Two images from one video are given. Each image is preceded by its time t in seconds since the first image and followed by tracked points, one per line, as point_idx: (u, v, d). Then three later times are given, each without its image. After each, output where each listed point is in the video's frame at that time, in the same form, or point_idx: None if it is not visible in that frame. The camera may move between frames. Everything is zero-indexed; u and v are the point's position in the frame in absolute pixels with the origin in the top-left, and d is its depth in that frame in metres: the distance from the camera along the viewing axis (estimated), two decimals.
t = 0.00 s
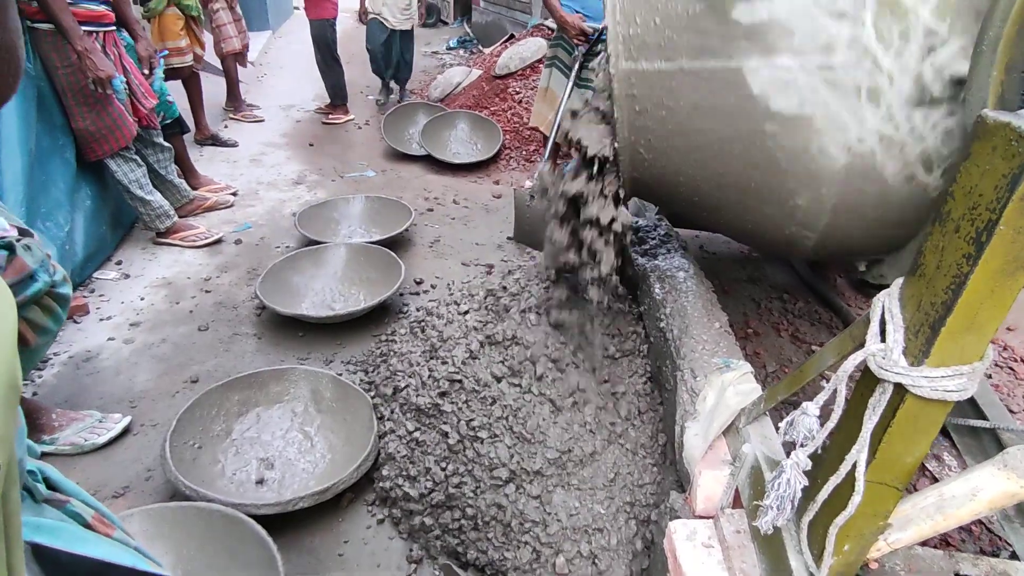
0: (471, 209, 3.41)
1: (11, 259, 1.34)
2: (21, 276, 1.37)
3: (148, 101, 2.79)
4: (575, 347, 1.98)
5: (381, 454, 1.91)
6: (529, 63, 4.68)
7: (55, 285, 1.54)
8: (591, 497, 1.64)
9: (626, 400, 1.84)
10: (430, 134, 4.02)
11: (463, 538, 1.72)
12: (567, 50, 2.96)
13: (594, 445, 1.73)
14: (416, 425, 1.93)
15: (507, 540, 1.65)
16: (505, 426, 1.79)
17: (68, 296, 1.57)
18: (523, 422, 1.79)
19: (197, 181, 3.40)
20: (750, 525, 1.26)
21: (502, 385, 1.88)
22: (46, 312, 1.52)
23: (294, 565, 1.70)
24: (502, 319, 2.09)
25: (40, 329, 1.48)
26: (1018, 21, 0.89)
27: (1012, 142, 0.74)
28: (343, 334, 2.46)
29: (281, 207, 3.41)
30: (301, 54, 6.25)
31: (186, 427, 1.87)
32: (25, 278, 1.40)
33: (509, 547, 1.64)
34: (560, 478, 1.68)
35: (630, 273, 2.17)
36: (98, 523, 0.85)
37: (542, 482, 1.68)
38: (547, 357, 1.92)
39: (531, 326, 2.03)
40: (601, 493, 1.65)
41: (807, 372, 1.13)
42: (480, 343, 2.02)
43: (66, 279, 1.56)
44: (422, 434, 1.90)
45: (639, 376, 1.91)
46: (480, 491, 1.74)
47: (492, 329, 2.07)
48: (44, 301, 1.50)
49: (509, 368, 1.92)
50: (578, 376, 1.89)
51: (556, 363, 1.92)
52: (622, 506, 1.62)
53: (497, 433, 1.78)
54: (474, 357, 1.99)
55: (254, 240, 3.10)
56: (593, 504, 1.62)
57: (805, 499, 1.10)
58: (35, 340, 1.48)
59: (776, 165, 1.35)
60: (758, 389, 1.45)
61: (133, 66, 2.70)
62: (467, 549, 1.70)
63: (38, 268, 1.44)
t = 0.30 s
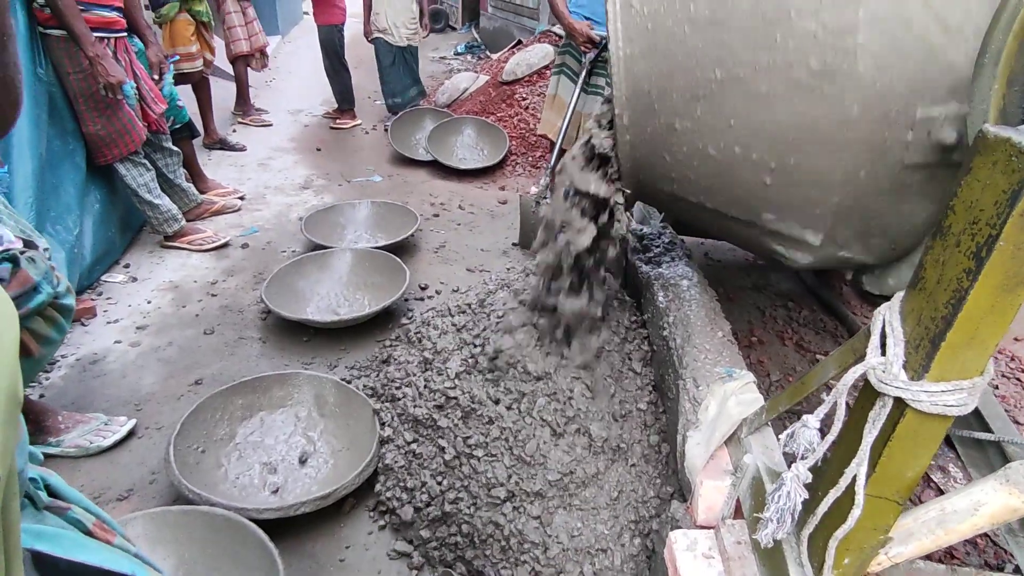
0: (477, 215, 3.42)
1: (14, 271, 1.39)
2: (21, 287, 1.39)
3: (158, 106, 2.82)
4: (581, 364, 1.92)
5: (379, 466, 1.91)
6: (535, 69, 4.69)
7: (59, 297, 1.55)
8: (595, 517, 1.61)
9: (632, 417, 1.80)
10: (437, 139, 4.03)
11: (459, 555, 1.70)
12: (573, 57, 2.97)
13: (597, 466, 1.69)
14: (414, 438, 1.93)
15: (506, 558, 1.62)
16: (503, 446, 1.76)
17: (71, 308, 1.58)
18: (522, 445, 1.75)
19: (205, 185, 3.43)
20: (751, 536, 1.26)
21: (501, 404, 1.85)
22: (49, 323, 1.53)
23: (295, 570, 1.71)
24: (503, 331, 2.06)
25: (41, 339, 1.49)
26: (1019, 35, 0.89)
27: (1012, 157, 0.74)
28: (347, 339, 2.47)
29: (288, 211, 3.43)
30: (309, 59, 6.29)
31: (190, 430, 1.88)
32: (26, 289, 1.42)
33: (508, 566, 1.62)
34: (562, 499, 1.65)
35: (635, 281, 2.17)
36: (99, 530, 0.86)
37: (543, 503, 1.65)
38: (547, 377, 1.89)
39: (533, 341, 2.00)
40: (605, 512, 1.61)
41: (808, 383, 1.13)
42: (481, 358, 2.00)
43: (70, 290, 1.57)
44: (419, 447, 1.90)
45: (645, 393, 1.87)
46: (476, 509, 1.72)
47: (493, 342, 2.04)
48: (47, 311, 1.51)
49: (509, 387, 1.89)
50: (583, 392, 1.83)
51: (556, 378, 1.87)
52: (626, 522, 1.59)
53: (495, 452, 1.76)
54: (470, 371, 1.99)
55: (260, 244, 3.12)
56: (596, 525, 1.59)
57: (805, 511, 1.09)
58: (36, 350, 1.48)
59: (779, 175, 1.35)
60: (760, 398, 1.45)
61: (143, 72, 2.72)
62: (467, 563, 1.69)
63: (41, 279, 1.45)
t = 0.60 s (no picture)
0: (481, 217, 3.42)
1: (18, 276, 1.39)
2: (24, 292, 1.40)
3: (164, 107, 2.83)
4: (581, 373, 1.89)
5: (376, 472, 1.91)
6: (541, 71, 4.69)
7: (63, 301, 1.56)
8: (596, 532, 1.61)
9: (635, 430, 1.77)
10: (442, 141, 4.04)
11: (457, 566, 1.72)
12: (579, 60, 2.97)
13: (597, 482, 1.68)
14: (411, 445, 1.93)
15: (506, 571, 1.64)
16: (501, 461, 1.76)
17: (75, 312, 1.59)
18: (519, 462, 1.74)
19: (211, 185, 3.44)
20: (751, 543, 1.26)
21: (497, 418, 1.84)
22: (53, 327, 1.53)
23: (295, 571, 1.71)
24: (500, 336, 2.03)
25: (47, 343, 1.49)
26: None
27: (1015, 167, 0.73)
28: (350, 340, 2.48)
29: (292, 212, 3.44)
30: (315, 59, 6.31)
31: (192, 430, 1.89)
32: (30, 294, 1.43)
33: None
34: (562, 515, 1.65)
35: (638, 284, 2.17)
36: (102, 531, 0.86)
37: (543, 518, 1.66)
38: (545, 385, 1.86)
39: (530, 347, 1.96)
40: (606, 527, 1.61)
41: (809, 390, 1.13)
42: (478, 364, 1.97)
43: (73, 294, 1.58)
44: (415, 454, 1.91)
45: (651, 410, 1.82)
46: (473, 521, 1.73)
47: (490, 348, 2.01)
48: (52, 315, 1.53)
49: (505, 398, 1.87)
50: (584, 406, 1.82)
51: (553, 389, 1.85)
52: (627, 531, 1.60)
53: (492, 467, 1.76)
54: (465, 377, 1.97)
55: (265, 245, 3.13)
56: (598, 540, 1.59)
57: (806, 518, 1.09)
58: (42, 354, 1.49)
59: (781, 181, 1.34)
60: (762, 404, 1.45)
61: (149, 73, 2.74)
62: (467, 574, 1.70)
63: (44, 285, 1.46)
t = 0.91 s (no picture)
0: (485, 213, 3.42)
1: (27, 262, 1.38)
2: (34, 277, 1.40)
3: (170, 102, 2.84)
4: (585, 376, 1.88)
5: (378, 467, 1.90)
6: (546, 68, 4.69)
7: (72, 287, 1.57)
8: (601, 534, 1.59)
9: (640, 434, 1.76)
10: (447, 137, 4.04)
11: (459, 563, 1.72)
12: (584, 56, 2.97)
13: (603, 485, 1.66)
14: (413, 442, 1.92)
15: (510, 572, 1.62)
16: (504, 462, 1.75)
17: (83, 298, 1.60)
18: (523, 464, 1.73)
19: (216, 180, 3.45)
20: (756, 538, 1.25)
21: (499, 419, 1.83)
22: (61, 312, 1.54)
23: (300, 563, 1.72)
24: (503, 336, 2.04)
25: (56, 328, 1.50)
26: None
27: None
28: (355, 335, 2.49)
29: (298, 207, 3.44)
30: (321, 55, 6.31)
31: (198, 423, 1.90)
32: (39, 279, 1.42)
33: None
34: (567, 517, 1.63)
35: (643, 280, 2.17)
36: (109, 517, 0.87)
37: (547, 520, 1.64)
38: (548, 389, 1.85)
39: (533, 349, 1.96)
40: (612, 530, 1.60)
41: (815, 385, 1.12)
42: (480, 365, 1.97)
43: (82, 280, 1.59)
44: (417, 451, 1.90)
45: (657, 410, 1.82)
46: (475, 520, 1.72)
47: (492, 348, 2.01)
48: (62, 301, 1.53)
49: (506, 400, 1.86)
50: (588, 409, 1.80)
51: (559, 388, 1.85)
52: (632, 534, 1.59)
53: (494, 467, 1.75)
54: (467, 376, 1.97)
55: (270, 240, 3.13)
56: (603, 543, 1.57)
57: (811, 513, 1.09)
58: (50, 339, 1.50)
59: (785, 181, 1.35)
60: (767, 400, 1.45)
61: (156, 67, 2.74)
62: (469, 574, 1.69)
63: (54, 270, 1.46)
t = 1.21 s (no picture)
0: (490, 206, 3.42)
1: (32, 236, 1.32)
2: (40, 251, 1.34)
3: (175, 93, 2.84)
4: (589, 372, 1.85)
5: (381, 458, 1.89)
6: (551, 61, 4.67)
7: (75, 263, 1.52)
8: (607, 531, 1.58)
9: (645, 431, 1.74)
10: (452, 130, 4.03)
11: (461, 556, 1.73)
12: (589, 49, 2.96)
13: (608, 482, 1.65)
14: (414, 434, 1.91)
15: (513, 568, 1.62)
16: (506, 459, 1.73)
17: (87, 276, 1.55)
18: (526, 461, 1.71)
19: (221, 172, 3.45)
20: (760, 528, 1.25)
21: (501, 415, 1.81)
22: (66, 289, 1.51)
23: (304, 551, 1.74)
24: (506, 329, 2.02)
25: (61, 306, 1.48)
26: None
27: None
28: (358, 326, 2.49)
29: (302, 199, 3.44)
30: (325, 48, 6.30)
31: (201, 412, 1.91)
32: (43, 254, 1.36)
33: None
34: (570, 514, 1.62)
35: (647, 272, 2.17)
36: (113, 497, 0.87)
37: (551, 516, 1.62)
38: (551, 388, 1.81)
39: (535, 344, 1.94)
40: (617, 527, 1.58)
41: (820, 375, 1.12)
42: (481, 360, 1.95)
43: (86, 256, 1.54)
44: (418, 443, 1.89)
45: (662, 408, 1.79)
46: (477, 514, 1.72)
47: (494, 342, 1.99)
48: (64, 277, 1.48)
49: (507, 397, 1.83)
50: (592, 407, 1.77)
51: (565, 382, 1.83)
52: (638, 531, 1.57)
53: (496, 463, 1.74)
54: (467, 369, 1.95)
55: (275, 232, 3.13)
56: (608, 541, 1.56)
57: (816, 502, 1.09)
58: (55, 316, 1.48)
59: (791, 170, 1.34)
60: (772, 391, 1.45)
61: (160, 58, 2.74)
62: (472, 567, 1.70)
63: (58, 245, 1.40)
